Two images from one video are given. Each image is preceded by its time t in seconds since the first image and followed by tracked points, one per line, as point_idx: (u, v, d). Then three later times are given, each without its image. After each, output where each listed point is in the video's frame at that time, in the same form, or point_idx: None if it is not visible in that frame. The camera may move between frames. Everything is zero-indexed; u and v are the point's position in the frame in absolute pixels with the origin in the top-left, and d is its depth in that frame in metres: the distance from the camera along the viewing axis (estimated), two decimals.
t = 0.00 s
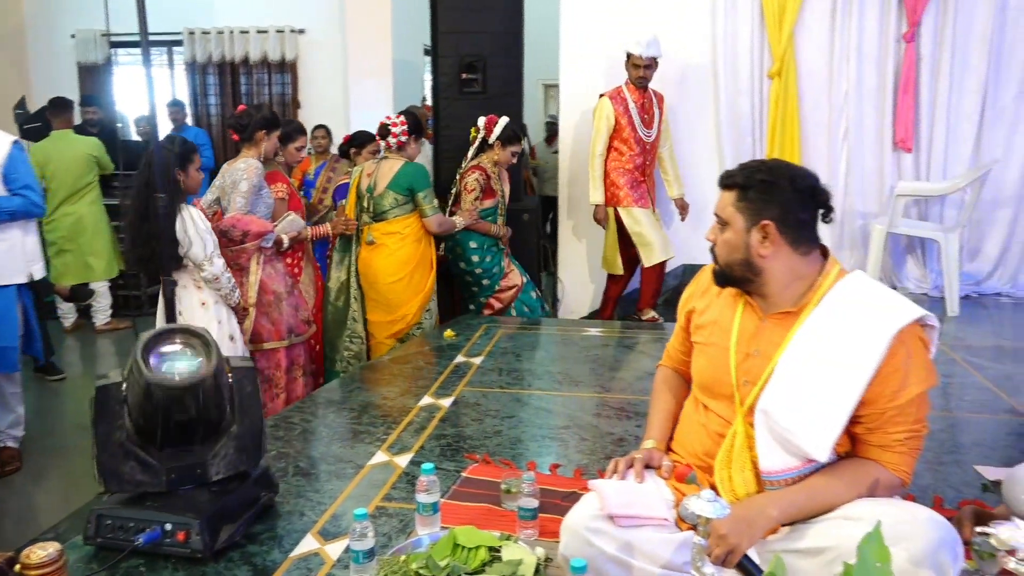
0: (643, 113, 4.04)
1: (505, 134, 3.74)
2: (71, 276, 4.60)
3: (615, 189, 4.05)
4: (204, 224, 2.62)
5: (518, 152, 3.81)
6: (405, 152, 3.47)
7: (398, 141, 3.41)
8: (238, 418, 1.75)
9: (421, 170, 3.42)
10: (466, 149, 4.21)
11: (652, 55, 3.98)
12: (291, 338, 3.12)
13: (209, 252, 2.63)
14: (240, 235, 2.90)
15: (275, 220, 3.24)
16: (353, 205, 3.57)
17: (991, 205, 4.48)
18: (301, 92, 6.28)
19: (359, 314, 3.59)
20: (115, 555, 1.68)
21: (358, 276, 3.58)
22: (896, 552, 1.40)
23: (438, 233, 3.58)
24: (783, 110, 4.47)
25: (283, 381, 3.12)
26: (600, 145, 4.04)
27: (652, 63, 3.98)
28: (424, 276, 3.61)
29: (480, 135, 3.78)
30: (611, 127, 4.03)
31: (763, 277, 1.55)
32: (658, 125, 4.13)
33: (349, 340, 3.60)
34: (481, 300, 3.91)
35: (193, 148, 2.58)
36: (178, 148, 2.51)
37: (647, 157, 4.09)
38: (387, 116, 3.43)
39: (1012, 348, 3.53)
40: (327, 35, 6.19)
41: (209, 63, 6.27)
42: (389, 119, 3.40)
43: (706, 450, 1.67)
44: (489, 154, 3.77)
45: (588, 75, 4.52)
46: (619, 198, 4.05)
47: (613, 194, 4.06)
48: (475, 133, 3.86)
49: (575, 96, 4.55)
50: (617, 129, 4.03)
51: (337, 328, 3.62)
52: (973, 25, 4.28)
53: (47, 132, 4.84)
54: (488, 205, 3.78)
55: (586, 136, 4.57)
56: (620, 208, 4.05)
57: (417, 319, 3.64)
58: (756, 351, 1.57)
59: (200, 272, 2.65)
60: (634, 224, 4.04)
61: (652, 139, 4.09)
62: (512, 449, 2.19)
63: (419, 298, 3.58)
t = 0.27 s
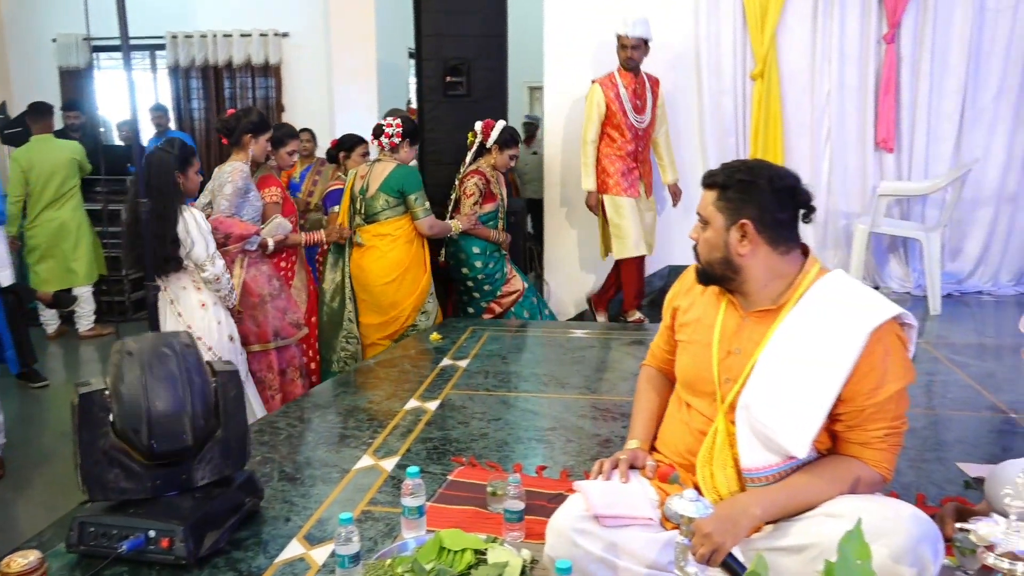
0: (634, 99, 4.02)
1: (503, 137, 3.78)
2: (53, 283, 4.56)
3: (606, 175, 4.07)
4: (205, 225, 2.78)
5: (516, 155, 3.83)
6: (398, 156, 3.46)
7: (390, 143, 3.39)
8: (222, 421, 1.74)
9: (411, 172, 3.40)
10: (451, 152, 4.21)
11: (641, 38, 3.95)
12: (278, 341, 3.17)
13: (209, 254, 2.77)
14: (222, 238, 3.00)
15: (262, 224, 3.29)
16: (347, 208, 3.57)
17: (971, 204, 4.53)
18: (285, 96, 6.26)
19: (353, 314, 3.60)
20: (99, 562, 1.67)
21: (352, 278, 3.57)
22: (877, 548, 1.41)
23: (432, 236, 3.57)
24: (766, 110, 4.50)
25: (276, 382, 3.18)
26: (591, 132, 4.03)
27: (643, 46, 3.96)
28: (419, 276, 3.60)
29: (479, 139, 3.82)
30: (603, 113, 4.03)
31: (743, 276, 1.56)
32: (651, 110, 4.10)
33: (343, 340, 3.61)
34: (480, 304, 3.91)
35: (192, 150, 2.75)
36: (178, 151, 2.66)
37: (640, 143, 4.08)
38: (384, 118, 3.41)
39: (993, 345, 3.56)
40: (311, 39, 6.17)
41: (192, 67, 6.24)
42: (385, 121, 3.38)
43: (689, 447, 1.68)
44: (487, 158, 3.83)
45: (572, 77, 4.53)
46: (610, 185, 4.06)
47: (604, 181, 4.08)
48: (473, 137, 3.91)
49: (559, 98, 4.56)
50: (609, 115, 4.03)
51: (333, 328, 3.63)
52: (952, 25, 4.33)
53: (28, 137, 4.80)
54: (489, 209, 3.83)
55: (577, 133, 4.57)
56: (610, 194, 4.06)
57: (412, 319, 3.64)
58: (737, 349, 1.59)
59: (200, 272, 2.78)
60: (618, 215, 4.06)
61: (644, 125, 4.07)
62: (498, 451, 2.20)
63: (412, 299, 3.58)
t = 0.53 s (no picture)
0: (622, 91, 4.01)
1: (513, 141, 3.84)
2: (37, 290, 4.53)
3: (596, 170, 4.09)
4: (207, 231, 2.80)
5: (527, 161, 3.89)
6: (399, 161, 3.42)
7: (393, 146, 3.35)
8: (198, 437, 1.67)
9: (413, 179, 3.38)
10: (437, 156, 4.21)
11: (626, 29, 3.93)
12: (264, 346, 3.20)
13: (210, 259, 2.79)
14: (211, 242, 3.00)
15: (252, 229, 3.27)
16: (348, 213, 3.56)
17: (954, 203, 4.57)
18: (271, 100, 6.24)
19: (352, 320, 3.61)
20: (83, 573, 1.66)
21: (352, 284, 3.58)
22: (861, 546, 1.43)
23: (435, 239, 3.51)
24: (750, 112, 4.53)
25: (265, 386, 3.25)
26: (580, 127, 4.03)
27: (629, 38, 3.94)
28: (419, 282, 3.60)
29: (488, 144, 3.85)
30: (592, 107, 4.02)
31: (726, 275, 1.57)
32: (639, 101, 4.07)
33: (340, 346, 3.63)
34: (484, 308, 3.94)
35: (193, 157, 2.78)
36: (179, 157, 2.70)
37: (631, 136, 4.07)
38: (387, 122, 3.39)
39: (976, 344, 3.60)
40: (296, 43, 6.16)
41: (177, 72, 6.21)
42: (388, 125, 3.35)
43: (674, 447, 1.69)
44: (497, 162, 3.85)
45: (557, 80, 4.54)
46: (602, 180, 4.07)
47: (595, 176, 4.09)
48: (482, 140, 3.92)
49: (545, 101, 4.57)
50: (598, 109, 4.03)
51: (331, 333, 3.66)
52: (932, 26, 4.38)
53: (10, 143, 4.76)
54: (498, 213, 3.87)
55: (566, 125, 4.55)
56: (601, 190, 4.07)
57: (411, 323, 3.65)
58: (721, 349, 1.60)
59: (202, 277, 2.80)
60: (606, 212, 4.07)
61: (632, 118, 4.05)
62: (485, 455, 2.20)
63: (413, 303, 3.58)
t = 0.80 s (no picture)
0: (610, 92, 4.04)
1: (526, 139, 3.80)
2: (20, 298, 4.49)
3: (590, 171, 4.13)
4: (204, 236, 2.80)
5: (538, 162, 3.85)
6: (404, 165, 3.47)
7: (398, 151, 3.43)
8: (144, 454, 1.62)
9: (415, 183, 3.41)
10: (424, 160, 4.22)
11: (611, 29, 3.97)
12: (257, 353, 3.21)
13: (208, 264, 2.80)
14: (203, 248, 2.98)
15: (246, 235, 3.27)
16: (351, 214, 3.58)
17: (937, 203, 4.62)
18: (256, 105, 6.22)
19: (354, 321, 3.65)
20: None
21: (353, 285, 3.62)
22: (845, 545, 1.44)
23: (438, 242, 3.55)
24: (734, 114, 4.56)
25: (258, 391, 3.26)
26: (571, 128, 4.06)
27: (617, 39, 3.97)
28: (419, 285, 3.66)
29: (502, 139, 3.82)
30: (582, 109, 4.07)
31: (713, 276, 1.58)
32: (629, 100, 4.10)
33: (342, 347, 3.65)
34: (480, 307, 3.95)
35: (189, 162, 2.76)
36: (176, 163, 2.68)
37: (623, 136, 4.09)
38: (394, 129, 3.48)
39: (961, 343, 3.63)
40: (281, 47, 6.14)
41: (161, 77, 6.18)
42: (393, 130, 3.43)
43: (661, 447, 1.70)
44: (508, 159, 3.83)
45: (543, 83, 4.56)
46: (596, 181, 4.10)
47: (589, 177, 4.13)
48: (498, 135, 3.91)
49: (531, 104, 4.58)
50: (589, 111, 4.07)
51: (331, 334, 3.64)
52: (913, 29, 4.42)
53: None
54: (505, 210, 3.88)
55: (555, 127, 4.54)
56: (594, 192, 4.10)
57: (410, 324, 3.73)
58: (708, 349, 1.61)
59: (201, 281, 2.81)
60: (601, 213, 4.08)
61: (622, 117, 4.07)
62: (472, 458, 2.20)
63: (412, 307, 3.65)
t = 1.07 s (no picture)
0: (604, 95, 4.05)
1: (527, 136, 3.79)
2: None
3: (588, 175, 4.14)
4: (199, 241, 2.78)
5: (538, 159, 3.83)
6: (404, 169, 3.51)
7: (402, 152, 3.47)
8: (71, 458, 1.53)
9: (413, 187, 3.44)
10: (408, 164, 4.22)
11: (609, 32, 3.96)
12: (253, 359, 3.18)
13: (204, 269, 2.77)
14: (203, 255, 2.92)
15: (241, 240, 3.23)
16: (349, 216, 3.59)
17: (918, 205, 4.67)
18: (240, 110, 6.19)
19: (353, 322, 3.67)
20: None
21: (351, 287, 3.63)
22: (828, 544, 1.45)
23: (437, 243, 3.60)
24: (717, 117, 4.59)
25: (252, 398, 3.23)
26: (567, 133, 4.08)
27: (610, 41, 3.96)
28: (412, 288, 3.68)
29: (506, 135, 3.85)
30: (576, 112, 4.08)
31: (697, 277, 1.59)
32: (623, 103, 4.10)
33: (342, 347, 3.69)
34: (475, 303, 3.97)
35: (184, 168, 2.76)
36: (170, 168, 2.69)
37: (618, 139, 4.10)
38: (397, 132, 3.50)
39: (943, 343, 3.67)
40: (265, 52, 6.12)
41: (144, 82, 6.15)
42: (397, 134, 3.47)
43: (646, 448, 1.70)
44: (508, 155, 3.84)
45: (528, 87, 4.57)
46: (591, 185, 4.13)
47: (585, 181, 4.15)
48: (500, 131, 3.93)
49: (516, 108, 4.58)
50: (583, 114, 4.08)
51: (333, 334, 3.70)
52: (893, 32, 4.47)
53: None
54: (506, 204, 3.86)
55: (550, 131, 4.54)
56: (589, 195, 4.14)
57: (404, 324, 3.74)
58: (692, 350, 1.62)
59: (196, 287, 2.78)
60: (596, 217, 4.14)
61: (616, 120, 4.07)
62: (458, 462, 2.20)
63: (403, 312, 3.67)
